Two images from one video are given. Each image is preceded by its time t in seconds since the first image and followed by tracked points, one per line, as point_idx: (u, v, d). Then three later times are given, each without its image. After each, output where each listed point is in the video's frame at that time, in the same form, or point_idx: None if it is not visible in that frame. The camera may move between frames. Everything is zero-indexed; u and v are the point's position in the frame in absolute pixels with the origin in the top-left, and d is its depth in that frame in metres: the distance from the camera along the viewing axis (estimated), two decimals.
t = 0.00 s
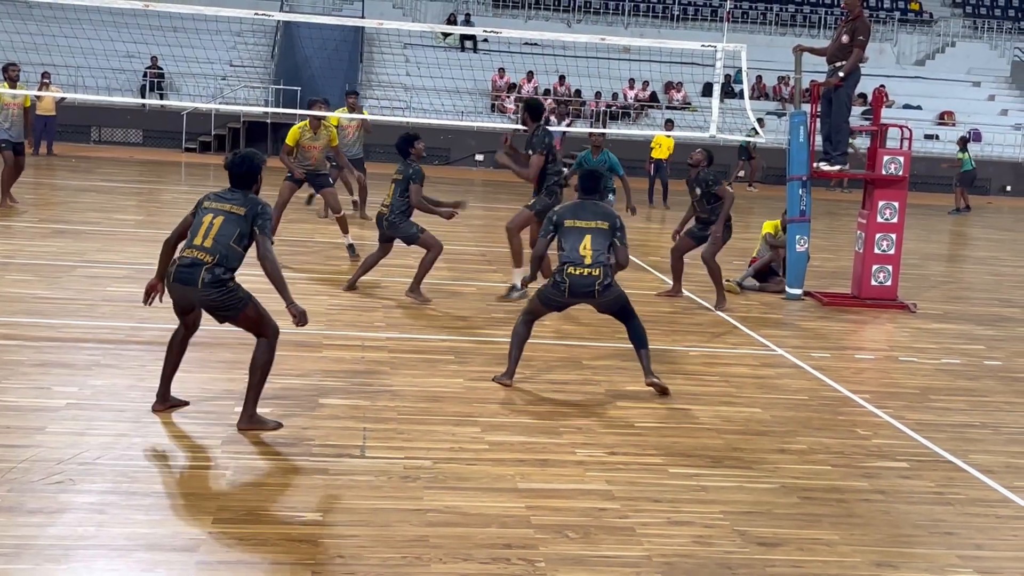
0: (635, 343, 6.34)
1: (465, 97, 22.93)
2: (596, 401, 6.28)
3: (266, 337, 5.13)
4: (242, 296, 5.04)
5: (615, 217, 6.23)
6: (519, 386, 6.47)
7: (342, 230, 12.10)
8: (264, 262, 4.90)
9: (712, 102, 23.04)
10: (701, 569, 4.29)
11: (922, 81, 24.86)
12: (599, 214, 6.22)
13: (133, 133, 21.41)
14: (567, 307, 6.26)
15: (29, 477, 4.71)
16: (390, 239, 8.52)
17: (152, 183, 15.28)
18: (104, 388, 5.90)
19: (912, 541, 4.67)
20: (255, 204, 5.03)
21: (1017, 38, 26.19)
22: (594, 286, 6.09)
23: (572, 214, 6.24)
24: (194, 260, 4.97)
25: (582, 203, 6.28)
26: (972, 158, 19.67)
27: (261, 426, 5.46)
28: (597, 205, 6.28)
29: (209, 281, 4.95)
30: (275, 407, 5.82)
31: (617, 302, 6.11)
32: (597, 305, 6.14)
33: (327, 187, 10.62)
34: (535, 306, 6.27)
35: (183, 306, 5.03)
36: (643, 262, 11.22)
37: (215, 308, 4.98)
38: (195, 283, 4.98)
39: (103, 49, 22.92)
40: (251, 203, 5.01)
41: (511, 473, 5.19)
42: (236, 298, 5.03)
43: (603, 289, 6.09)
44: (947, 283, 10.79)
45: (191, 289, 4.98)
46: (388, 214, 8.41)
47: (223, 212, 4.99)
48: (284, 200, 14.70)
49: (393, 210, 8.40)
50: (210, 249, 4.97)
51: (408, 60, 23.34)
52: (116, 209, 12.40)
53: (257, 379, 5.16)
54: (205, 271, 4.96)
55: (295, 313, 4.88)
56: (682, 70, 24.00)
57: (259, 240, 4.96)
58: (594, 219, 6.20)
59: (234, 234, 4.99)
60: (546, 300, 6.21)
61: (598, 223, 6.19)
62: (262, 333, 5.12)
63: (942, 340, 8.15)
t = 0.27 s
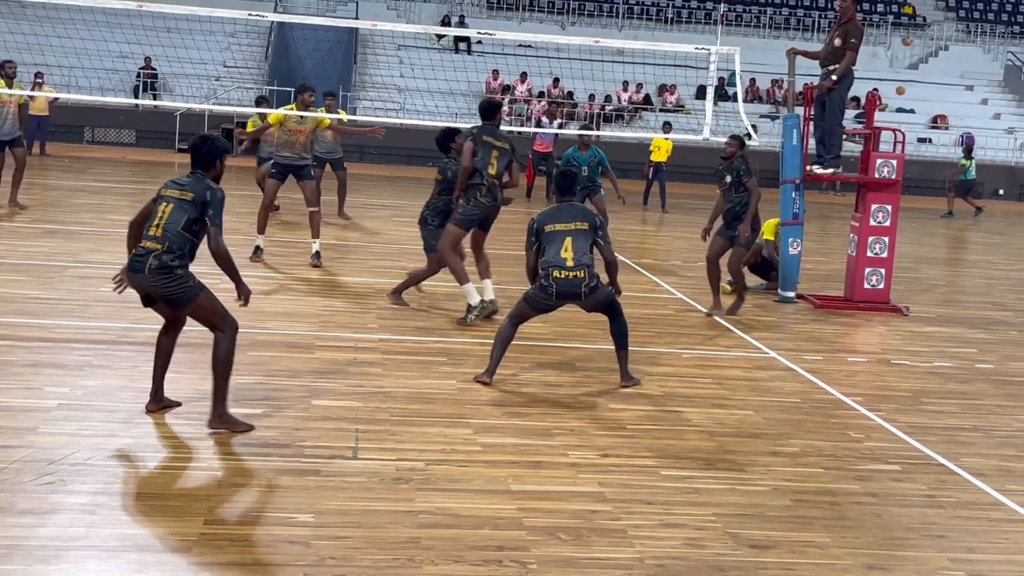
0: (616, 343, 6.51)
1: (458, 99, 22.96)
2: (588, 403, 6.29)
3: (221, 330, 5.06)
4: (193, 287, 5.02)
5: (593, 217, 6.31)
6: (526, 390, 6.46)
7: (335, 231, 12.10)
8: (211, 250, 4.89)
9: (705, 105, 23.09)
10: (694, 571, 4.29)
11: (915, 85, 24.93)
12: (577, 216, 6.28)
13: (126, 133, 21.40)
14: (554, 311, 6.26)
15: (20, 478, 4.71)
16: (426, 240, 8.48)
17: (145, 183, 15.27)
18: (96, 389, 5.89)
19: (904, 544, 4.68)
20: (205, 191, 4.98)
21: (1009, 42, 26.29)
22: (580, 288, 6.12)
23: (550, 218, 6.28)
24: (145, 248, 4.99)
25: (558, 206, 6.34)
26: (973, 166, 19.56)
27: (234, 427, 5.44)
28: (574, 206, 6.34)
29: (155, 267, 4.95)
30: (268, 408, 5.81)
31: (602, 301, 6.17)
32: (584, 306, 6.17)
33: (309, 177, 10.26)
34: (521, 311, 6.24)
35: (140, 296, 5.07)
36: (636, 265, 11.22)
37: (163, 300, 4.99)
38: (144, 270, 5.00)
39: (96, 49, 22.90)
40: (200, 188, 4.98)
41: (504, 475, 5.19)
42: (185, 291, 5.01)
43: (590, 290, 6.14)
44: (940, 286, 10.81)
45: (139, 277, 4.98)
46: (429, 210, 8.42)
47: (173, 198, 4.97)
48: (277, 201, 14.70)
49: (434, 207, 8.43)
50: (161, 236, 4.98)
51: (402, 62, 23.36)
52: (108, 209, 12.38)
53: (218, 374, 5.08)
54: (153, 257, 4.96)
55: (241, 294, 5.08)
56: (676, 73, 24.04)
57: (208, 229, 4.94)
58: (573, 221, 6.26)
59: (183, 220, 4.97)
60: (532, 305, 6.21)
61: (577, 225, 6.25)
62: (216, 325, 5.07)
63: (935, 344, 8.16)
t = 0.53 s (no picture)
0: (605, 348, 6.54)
1: (445, 103, 23.00)
2: (573, 408, 6.29)
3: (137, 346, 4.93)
4: (147, 296, 4.90)
5: (605, 206, 6.30)
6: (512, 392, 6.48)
7: (322, 235, 12.09)
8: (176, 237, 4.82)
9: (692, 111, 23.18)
10: None
11: (901, 93, 25.07)
12: (589, 204, 6.27)
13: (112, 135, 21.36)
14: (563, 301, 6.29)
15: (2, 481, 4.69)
16: (482, 246, 8.36)
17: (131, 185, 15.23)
18: (80, 391, 5.88)
19: (887, 550, 4.69)
20: (154, 175, 4.86)
21: (994, 51, 26.47)
22: (590, 277, 6.16)
23: (562, 206, 6.27)
24: (103, 244, 4.82)
25: (570, 193, 6.30)
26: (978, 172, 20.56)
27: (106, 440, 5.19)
28: (586, 193, 6.33)
29: (119, 266, 4.80)
30: (252, 412, 5.81)
31: (611, 292, 6.21)
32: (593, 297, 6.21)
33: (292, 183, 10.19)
34: (532, 301, 6.25)
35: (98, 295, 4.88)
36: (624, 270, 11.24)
37: (125, 297, 4.84)
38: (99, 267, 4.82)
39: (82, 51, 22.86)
40: (150, 176, 4.85)
41: (489, 480, 5.19)
42: (145, 287, 4.90)
43: (599, 281, 6.17)
44: (925, 293, 10.86)
45: (97, 274, 4.81)
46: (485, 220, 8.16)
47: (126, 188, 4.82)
48: (263, 204, 14.68)
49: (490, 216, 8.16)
50: (119, 231, 4.83)
51: (389, 66, 23.36)
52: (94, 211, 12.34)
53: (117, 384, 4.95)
54: (116, 255, 4.81)
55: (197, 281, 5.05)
56: (662, 79, 24.12)
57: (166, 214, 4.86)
58: (586, 210, 6.25)
59: (139, 211, 4.84)
60: (543, 295, 6.22)
61: (589, 214, 6.25)
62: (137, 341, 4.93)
63: (920, 350, 8.20)
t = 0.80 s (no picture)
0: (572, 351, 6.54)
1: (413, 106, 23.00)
2: (539, 413, 6.29)
3: (69, 344, 4.86)
4: (71, 294, 4.76)
5: (576, 203, 6.29)
6: (479, 396, 6.46)
7: (289, 237, 12.05)
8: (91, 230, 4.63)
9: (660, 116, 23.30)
10: None
11: (867, 100, 25.29)
12: (560, 202, 6.26)
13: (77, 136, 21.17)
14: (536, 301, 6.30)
15: None
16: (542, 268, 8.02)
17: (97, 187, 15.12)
18: (39, 394, 5.81)
19: (850, 555, 4.71)
20: (71, 167, 4.70)
21: (959, 60, 26.77)
22: (562, 276, 6.17)
23: (532, 204, 6.25)
24: (23, 241, 4.66)
25: (542, 190, 6.30)
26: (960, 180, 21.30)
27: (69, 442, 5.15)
28: (557, 190, 6.31)
29: (43, 265, 4.65)
30: (215, 416, 5.76)
31: (582, 291, 6.23)
32: (564, 294, 6.23)
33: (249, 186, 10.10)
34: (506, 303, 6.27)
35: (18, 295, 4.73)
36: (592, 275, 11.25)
37: (48, 295, 4.70)
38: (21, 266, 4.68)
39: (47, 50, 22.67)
40: (65, 167, 4.69)
41: (453, 484, 5.17)
42: (69, 285, 4.76)
43: (570, 279, 6.19)
44: (891, 299, 10.95)
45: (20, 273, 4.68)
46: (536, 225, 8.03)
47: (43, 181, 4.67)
48: (230, 207, 14.62)
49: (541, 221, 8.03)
50: (40, 226, 4.67)
51: (358, 69, 23.21)
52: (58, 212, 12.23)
53: (59, 388, 4.90)
54: (38, 253, 4.65)
55: (135, 285, 4.74)
56: (631, 85, 24.22)
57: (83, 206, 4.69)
58: (556, 208, 6.23)
59: (60, 204, 4.69)
60: (515, 295, 6.24)
61: (559, 212, 6.23)
62: (67, 338, 4.85)
63: (886, 356, 8.26)
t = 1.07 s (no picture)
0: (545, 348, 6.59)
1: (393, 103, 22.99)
2: (518, 410, 6.30)
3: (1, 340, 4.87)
4: None
5: (542, 198, 6.29)
6: (459, 394, 6.47)
7: (268, 234, 12.02)
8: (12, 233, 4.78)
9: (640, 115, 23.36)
10: None
11: (846, 101, 25.42)
12: (525, 196, 6.26)
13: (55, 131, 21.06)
14: (502, 297, 6.34)
15: None
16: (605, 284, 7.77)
17: (74, 182, 15.04)
18: (15, 390, 5.78)
19: (826, 552, 4.73)
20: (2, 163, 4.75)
21: (937, 61, 26.95)
22: (524, 271, 6.19)
23: (497, 198, 6.27)
24: None
25: (508, 184, 6.31)
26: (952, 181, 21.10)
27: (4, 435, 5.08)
28: (524, 185, 6.31)
29: None
30: (192, 412, 5.74)
31: (546, 288, 6.24)
32: (527, 290, 6.26)
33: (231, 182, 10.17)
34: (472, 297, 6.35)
35: None
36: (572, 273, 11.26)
37: None
38: None
39: (24, 44, 22.54)
40: None
41: (431, 481, 5.17)
42: None
43: (532, 276, 6.21)
44: (870, 298, 11.02)
45: None
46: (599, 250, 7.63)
47: None
48: (209, 203, 14.58)
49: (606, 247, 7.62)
50: None
51: (338, 65, 23.19)
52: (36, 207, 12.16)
53: None
54: None
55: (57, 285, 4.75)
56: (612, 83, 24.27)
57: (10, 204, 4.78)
58: (520, 202, 6.24)
59: None
60: (478, 289, 6.30)
61: (524, 206, 6.24)
62: None
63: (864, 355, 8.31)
